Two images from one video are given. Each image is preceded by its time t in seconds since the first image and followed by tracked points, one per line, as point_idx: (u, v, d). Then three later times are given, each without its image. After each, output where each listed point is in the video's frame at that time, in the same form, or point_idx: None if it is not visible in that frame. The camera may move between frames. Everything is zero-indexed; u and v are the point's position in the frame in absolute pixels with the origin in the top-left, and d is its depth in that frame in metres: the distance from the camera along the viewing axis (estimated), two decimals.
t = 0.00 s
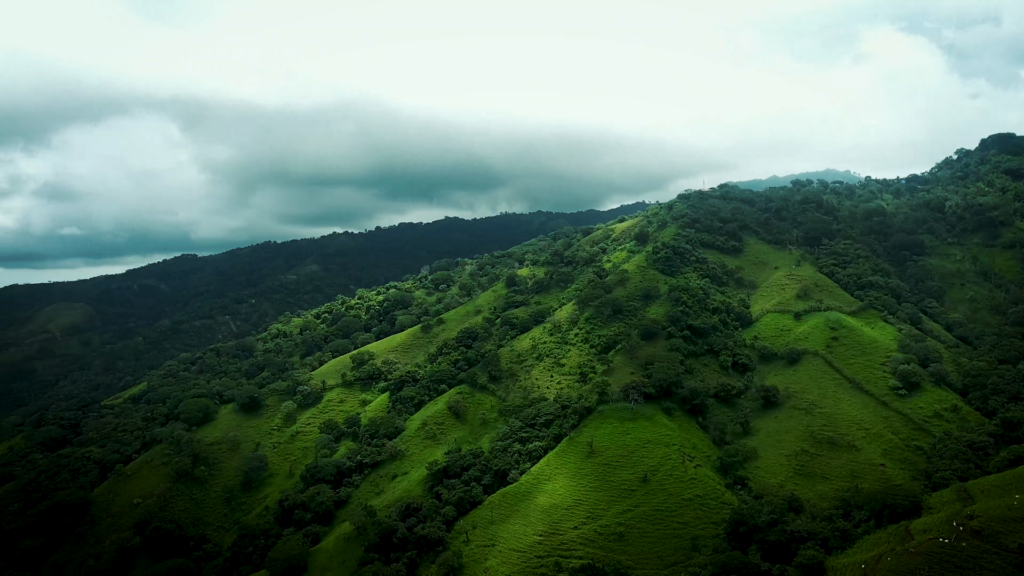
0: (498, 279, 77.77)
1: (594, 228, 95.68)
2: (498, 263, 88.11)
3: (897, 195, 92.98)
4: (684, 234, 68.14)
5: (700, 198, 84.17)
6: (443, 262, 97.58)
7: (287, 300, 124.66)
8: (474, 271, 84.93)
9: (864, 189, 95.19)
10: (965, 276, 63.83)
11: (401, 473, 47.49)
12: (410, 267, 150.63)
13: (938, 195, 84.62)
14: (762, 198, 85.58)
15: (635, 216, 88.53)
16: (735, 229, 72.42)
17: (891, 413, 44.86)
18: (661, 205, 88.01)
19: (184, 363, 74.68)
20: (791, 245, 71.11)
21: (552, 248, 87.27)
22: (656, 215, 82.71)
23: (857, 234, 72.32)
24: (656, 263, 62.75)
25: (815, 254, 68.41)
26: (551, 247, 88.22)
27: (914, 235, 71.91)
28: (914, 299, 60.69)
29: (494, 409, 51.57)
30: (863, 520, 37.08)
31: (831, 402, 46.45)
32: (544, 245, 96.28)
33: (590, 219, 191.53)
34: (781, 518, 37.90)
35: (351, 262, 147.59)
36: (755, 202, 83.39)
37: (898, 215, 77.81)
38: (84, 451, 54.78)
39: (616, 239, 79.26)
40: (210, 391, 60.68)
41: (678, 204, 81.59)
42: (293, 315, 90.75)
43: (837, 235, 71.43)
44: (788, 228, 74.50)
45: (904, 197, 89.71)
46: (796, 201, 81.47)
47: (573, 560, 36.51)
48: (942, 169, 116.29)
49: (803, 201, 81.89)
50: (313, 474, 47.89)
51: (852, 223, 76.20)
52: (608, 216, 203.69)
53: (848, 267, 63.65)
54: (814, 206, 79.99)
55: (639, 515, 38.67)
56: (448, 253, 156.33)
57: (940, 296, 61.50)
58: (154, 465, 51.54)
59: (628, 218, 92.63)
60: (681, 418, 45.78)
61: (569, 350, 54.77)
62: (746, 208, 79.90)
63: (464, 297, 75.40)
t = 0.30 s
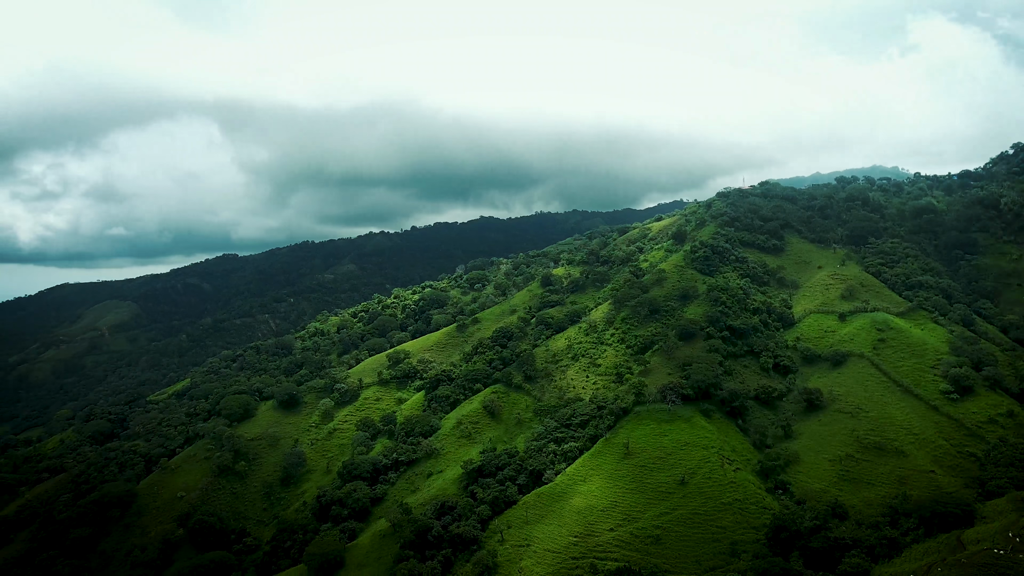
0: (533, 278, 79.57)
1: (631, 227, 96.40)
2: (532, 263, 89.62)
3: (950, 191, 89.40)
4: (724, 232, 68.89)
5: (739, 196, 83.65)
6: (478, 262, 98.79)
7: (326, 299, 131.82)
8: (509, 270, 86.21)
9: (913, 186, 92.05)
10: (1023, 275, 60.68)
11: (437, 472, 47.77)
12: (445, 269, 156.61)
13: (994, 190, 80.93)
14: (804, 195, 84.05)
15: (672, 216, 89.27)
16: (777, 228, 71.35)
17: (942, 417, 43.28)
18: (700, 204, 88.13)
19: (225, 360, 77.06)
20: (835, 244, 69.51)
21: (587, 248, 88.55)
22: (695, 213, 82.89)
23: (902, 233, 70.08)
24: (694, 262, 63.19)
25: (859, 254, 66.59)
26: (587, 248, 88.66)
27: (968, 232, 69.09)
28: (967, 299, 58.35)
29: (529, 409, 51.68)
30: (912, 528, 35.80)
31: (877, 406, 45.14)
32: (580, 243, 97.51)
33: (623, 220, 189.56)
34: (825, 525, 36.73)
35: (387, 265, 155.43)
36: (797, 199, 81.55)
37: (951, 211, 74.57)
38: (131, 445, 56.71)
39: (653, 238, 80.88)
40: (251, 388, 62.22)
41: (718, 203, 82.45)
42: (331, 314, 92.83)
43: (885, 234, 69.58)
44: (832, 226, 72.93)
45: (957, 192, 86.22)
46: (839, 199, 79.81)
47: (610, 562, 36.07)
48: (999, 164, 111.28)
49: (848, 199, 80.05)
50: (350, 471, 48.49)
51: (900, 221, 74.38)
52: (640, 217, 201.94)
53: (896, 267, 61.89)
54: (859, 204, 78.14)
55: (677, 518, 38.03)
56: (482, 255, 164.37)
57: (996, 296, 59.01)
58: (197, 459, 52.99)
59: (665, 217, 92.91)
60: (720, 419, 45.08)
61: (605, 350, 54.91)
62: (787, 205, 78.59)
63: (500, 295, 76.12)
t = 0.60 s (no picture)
0: (570, 279, 79.59)
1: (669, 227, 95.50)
2: (568, 263, 89.43)
3: (1008, 186, 85.37)
4: (765, 231, 67.60)
5: (781, 194, 81.89)
6: (514, 262, 99.22)
7: (363, 298, 133.64)
8: (545, 270, 86.20)
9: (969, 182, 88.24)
10: None
11: (473, 471, 47.86)
12: (481, 268, 158.13)
13: None
14: (850, 193, 81.80)
15: (712, 215, 88.12)
16: (821, 227, 69.67)
17: (999, 424, 41.43)
18: (740, 203, 86.75)
19: (266, 357, 78.97)
20: (883, 243, 67.46)
21: (625, 247, 88.18)
22: (735, 212, 81.54)
23: (954, 232, 67.24)
24: (734, 262, 62.24)
25: (908, 253, 64.36)
26: (624, 247, 88.25)
27: None
28: None
29: (565, 410, 51.53)
30: (965, 539, 34.35)
31: (928, 411, 43.53)
32: (617, 243, 96.99)
33: (662, 220, 187.43)
34: (872, 533, 35.22)
35: (424, 264, 158.68)
36: (842, 197, 79.53)
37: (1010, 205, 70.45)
38: (175, 439, 58.40)
39: (692, 237, 79.85)
40: (291, 385, 63.52)
41: (759, 201, 81.01)
42: (368, 313, 94.32)
43: (937, 233, 67.04)
44: (880, 225, 70.89)
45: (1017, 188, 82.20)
46: (887, 197, 77.40)
47: (648, 566, 35.54)
48: None
49: (897, 197, 77.47)
50: (386, 469, 48.96)
51: (953, 219, 71.35)
52: (675, 216, 198.79)
53: (947, 267, 59.61)
54: (909, 201, 75.54)
55: (716, 522, 37.23)
56: (518, 255, 164.73)
57: None
58: (238, 454, 54.25)
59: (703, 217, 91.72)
60: (762, 423, 44.10)
61: (643, 351, 54.41)
62: (831, 204, 76.61)
63: (536, 295, 76.09)
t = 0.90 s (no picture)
0: (608, 278, 79.36)
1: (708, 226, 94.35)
2: (605, 263, 89.01)
3: None
4: (809, 231, 66.26)
5: (826, 192, 80.02)
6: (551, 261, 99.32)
7: (398, 298, 135.00)
8: (582, 270, 85.91)
9: None
10: None
11: (509, 471, 47.78)
12: (518, 267, 158.76)
13: None
14: (899, 190, 79.21)
15: (753, 214, 86.69)
16: (868, 225, 67.84)
17: None
18: (782, 201, 85.07)
19: (306, 355, 80.61)
20: (934, 242, 65.14)
21: (664, 246, 87.70)
22: (777, 211, 79.98)
23: (1011, 229, 64.14)
24: (777, 262, 61.13)
25: (960, 253, 61.80)
26: (662, 247, 87.64)
27: None
28: None
29: (602, 411, 51.19)
30: None
31: (984, 417, 41.70)
32: (655, 242, 96.15)
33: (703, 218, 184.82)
34: (923, 543, 33.38)
35: (461, 263, 160.59)
36: (891, 195, 77.21)
37: None
38: (218, 435, 60.02)
39: (733, 236, 78.59)
40: (330, 383, 64.63)
41: (802, 199, 79.30)
42: (406, 312, 95.50)
43: (993, 230, 64.18)
44: (932, 223, 68.51)
45: None
46: (940, 193, 74.57)
47: (686, 570, 34.80)
48: None
49: (950, 193, 74.52)
50: (423, 467, 49.30)
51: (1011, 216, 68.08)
52: (711, 216, 195.04)
53: (1004, 266, 57.00)
54: (963, 198, 72.61)
55: (758, 527, 36.11)
56: (555, 254, 164.84)
57: None
58: (278, 450, 55.34)
59: (744, 215, 90.28)
60: (807, 426, 42.91)
61: (682, 352, 53.72)
62: (880, 202, 74.48)
63: (573, 294, 75.42)
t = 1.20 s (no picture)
0: (647, 277, 78.61)
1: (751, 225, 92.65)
2: (643, 262, 88.25)
3: None
4: (857, 229, 64.66)
5: (875, 189, 77.78)
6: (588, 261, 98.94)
7: (435, 298, 136.28)
8: (620, 269, 85.24)
9: None
10: None
11: (546, 471, 47.62)
12: (555, 267, 158.53)
13: None
14: (955, 185, 76.03)
15: (798, 212, 84.72)
16: (920, 224, 65.69)
17: None
18: (828, 199, 82.87)
19: (345, 353, 81.98)
20: (992, 240, 62.33)
21: (705, 245, 86.68)
22: (822, 209, 78.04)
23: None
24: (824, 262, 59.60)
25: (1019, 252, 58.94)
26: (703, 246, 86.57)
27: None
28: None
29: (641, 412, 50.65)
30: None
31: None
32: (695, 240, 94.83)
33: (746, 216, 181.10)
34: (981, 555, 31.79)
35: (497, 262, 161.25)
36: (946, 191, 74.22)
37: None
38: (261, 431, 61.52)
39: (777, 235, 76.91)
40: (368, 381, 65.54)
41: (850, 197, 77.26)
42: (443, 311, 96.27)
43: None
44: (990, 220, 65.53)
45: None
46: (1000, 188, 71.21)
47: None
48: None
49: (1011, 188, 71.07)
50: (460, 466, 49.54)
51: None
52: (750, 216, 190.48)
53: None
54: None
55: (803, 534, 34.97)
56: (592, 254, 163.91)
57: None
58: (318, 447, 56.35)
59: (788, 213, 88.29)
60: (855, 431, 41.59)
61: (723, 353, 52.75)
62: (934, 198, 71.80)
63: (611, 294, 74.50)
